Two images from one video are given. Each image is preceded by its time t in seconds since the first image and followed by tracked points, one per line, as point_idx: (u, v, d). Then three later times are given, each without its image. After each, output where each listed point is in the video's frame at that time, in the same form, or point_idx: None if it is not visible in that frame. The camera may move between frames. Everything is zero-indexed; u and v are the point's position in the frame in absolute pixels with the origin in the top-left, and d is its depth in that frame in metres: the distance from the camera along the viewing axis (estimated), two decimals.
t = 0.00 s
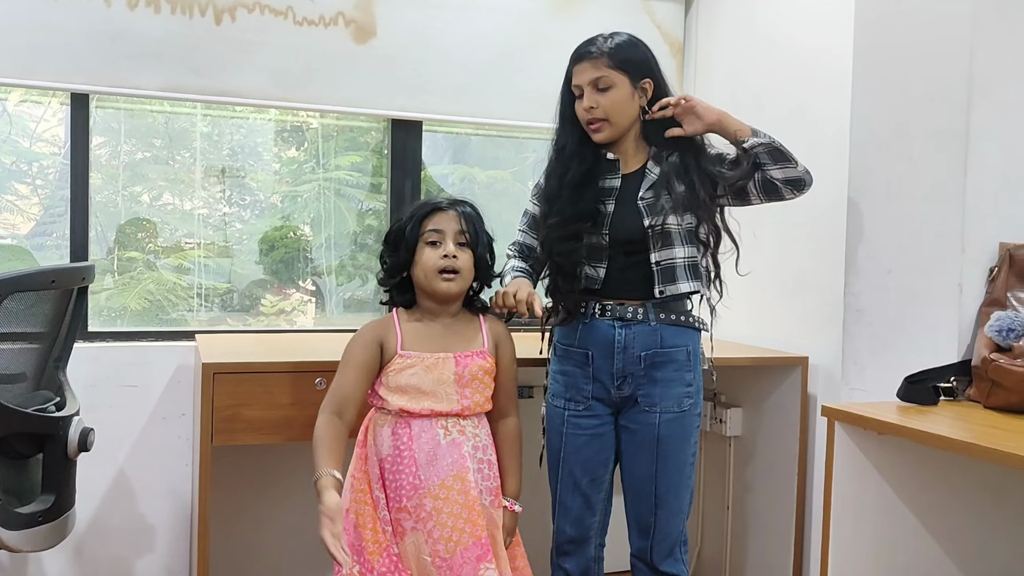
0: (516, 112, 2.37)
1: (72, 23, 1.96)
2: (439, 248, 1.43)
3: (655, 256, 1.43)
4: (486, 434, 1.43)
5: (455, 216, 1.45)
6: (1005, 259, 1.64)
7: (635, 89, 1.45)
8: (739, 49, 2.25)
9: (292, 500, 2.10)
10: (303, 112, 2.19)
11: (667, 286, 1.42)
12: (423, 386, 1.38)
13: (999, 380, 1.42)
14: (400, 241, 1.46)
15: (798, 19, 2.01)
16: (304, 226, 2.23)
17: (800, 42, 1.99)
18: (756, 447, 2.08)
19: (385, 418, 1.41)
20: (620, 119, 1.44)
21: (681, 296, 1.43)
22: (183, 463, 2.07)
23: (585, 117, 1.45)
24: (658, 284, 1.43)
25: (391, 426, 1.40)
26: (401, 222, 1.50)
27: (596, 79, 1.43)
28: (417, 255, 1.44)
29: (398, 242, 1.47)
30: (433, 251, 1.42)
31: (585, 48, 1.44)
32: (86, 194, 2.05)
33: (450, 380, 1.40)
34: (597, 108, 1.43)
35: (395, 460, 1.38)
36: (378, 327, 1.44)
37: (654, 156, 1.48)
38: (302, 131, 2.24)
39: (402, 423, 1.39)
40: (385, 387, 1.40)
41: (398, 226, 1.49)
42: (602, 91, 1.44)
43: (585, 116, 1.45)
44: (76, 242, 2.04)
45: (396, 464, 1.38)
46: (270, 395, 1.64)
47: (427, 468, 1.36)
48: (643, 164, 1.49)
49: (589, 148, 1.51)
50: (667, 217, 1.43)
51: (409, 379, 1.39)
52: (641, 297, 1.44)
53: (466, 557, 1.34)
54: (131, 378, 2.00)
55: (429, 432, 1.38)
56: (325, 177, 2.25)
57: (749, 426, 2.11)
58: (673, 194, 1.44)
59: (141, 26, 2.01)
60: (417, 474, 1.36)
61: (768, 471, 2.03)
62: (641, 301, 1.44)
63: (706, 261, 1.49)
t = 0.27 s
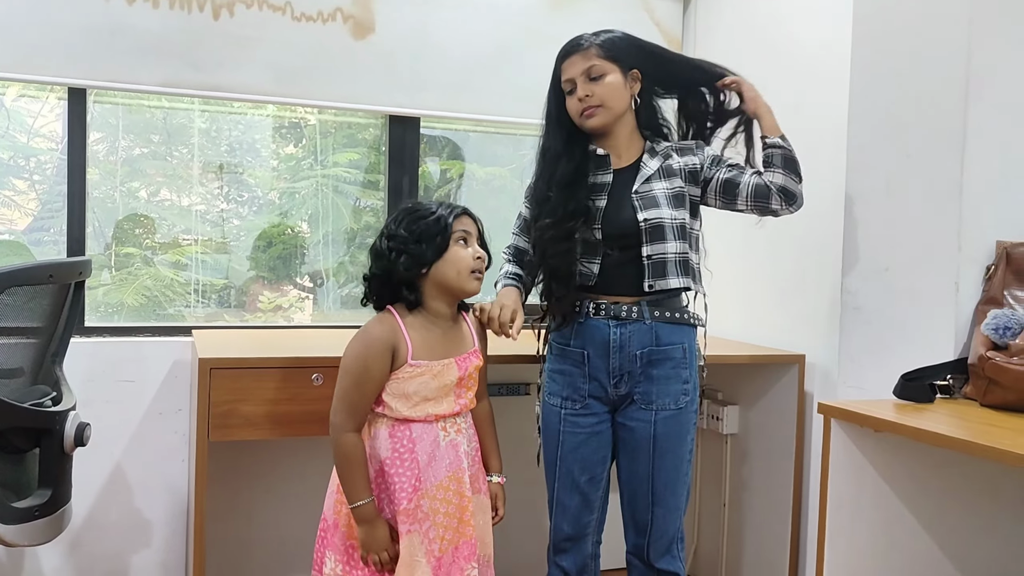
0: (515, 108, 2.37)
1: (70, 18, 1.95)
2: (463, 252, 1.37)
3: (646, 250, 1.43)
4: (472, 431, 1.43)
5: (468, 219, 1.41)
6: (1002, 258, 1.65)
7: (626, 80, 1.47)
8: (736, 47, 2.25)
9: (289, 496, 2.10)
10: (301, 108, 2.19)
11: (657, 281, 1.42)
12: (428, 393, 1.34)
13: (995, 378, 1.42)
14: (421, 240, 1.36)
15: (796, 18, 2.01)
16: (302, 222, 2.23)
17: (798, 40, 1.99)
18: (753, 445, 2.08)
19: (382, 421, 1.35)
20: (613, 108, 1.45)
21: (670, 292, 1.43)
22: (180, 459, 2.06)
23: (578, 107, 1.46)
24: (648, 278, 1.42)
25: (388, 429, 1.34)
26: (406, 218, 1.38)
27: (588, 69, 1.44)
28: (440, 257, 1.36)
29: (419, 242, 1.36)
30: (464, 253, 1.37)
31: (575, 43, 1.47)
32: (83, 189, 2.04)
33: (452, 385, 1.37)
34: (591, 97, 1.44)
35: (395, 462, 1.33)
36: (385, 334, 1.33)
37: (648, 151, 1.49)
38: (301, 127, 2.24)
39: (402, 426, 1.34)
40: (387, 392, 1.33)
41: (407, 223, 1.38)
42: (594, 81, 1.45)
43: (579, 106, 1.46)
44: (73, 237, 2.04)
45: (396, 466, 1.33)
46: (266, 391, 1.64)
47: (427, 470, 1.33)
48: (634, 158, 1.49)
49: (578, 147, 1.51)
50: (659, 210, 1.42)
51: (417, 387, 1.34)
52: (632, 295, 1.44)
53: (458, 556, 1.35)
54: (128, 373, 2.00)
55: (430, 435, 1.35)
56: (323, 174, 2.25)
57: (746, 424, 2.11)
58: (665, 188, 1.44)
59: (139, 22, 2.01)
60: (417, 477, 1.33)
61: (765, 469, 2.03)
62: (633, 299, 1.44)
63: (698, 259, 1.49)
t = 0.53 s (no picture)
0: (511, 105, 2.37)
1: (66, 13, 1.95)
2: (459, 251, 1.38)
3: (628, 252, 1.42)
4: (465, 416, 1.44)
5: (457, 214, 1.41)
6: (997, 255, 1.65)
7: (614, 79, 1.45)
8: (734, 43, 2.24)
9: (285, 492, 2.10)
10: (299, 104, 2.18)
11: (637, 284, 1.41)
12: (439, 382, 1.34)
13: (989, 375, 1.42)
14: (435, 234, 1.34)
15: (793, 15, 2.00)
16: (299, 218, 2.23)
17: (794, 37, 1.99)
18: (748, 442, 2.08)
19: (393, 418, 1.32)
20: (600, 108, 1.44)
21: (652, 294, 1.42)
22: (176, 455, 2.06)
23: (566, 107, 1.46)
24: (629, 281, 1.41)
25: (401, 426, 1.32)
26: (413, 213, 1.34)
27: (574, 69, 1.43)
28: (447, 253, 1.36)
29: (434, 238, 1.34)
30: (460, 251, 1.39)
31: (564, 42, 1.46)
32: (79, 185, 2.04)
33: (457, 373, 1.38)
34: (577, 98, 1.44)
35: (412, 457, 1.32)
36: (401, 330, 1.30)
37: (637, 150, 1.47)
38: (298, 124, 2.23)
39: (417, 420, 1.33)
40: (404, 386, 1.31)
41: (417, 217, 1.34)
42: (581, 81, 1.44)
43: (566, 107, 1.46)
44: (69, 233, 2.03)
45: (415, 462, 1.32)
46: (261, 388, 1.64)
47: (444, 461, 1.34)
48: (625, 157, 1.48)
49: (564, 151, 1.55)
50: (640, 213, 1.42)
51: (433, 377, 1.33)
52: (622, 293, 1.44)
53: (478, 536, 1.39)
54: (124, 369, 2.00)
55: (443, 425, 1.35)
56: (320, 171, 2.25)
57: (742, 421, 2.11)
58: (649, 189, 1.43)
59: (135, 17, 2.00)
60: (436, 468, 1.33)
61: (761, 466, 2.03)
62: (623, 297, 1.43)
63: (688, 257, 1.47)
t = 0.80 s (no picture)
0: (502, 100, 2.36)
1: (53, 7, 1.93)
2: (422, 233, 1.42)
3: (608, 246, 1.42)
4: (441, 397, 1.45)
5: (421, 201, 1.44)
6: (984, 251, 1.66)
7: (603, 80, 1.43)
8: (726, 38, 2.23)
9: (274, 488, 2.10)
10: (290, 100, 2.18)
11: (618, 277, 1.41)
12: (414, 353, 1.36)
13: (976, 370, 1.43)
14: (402, 217, 1.36)
15: (783, 10, 2.00)
16: (289, 214, 2.22)
17: (784, 32, 1.99)
18: (738, 437, 2.08)
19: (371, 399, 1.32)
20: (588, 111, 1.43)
21: (634, 287, 1.41)
22: (164, 451, 2.06)
23: (555, 108, 1.45)
24: (609, 275, 1.42)
25: (380, 407, 1.32)
26: (380, 195, 1.36)
27: (562, 71, 1.42)
28: (411, 237, 1.39)
29: (401, 221, 1.36)
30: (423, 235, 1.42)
31: (552, 40, 1.44)
32: (67, 180, 2.02)
33: (430, 346, 1.40)
34: (565, 100, 1.43)
35: (395, 438, 1.33)
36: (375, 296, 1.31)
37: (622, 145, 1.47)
38: (289, 120, 2.22)
39: (395, 398, 1.34)
40: (383, 357, 1.32)
41: (384, 199, 1.36)
42: (568, 82, 1.43)
43: (556, 108, 1.45)
44: (57, 229, 2.02)
45: (397, 442, 1.33)
46: (250, 384, 1.63)
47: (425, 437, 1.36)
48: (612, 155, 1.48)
49: (554, 144, 1.55)
50: (621, 206, 1.42)
51: (408, 347, 1.35)
52: (602, 289, 1.44)
53: (472, 508, 1.41)
54: (112, 366, 1.99)
55: (421, 402, 1.37)
56: (310, 167, 2.24)
57: (731, 417, 2.11)
58: (631, 182, 1.43)
59: (123, 12, 1.99)
60: (417, 445, 1.35)
61: (750, 461, 2.04)
62: (604, 293, 1.44)
63: (675, 251, 1.45)
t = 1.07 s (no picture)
0: (492, 96, 2.36)
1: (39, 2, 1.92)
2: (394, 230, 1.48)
3: (591, 240, 1.42)
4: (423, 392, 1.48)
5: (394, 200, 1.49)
6: (971, 246, 1.66)
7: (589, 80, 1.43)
8: (716, 34, 2.23)
9: (263, 485, 2.09)
10: (279, 96, 2.17)
11: (600, 270, 1.41)
12: (389, 332, 1.39)
13: (962, 366, 1.43)
14: (376, 216, 1.41)
15: (772, 7, 2.00)
16: (279, 211, 2.21)
17: (773, 28, 1.99)
18: (726, 433, 2.09)
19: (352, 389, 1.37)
20: (575, 113, 1.43)
21: (617, 281, 1.41)
22: (153, 449, 2.05)
23: (542, 109, 1.45)
24: (592, 268, 1.42)
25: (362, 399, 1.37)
26: (353, 194, 1.41)
27: (547, 74, 1.42)
28: (385, 235, 1.44)
29: (374, 219, 1.41)
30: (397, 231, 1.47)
31: (537, 41, 1.43)
32: (55, 177, 2.01)
33: (407, 331, 1.44)
34: (551, 103, 1.43)
35: (377, 433, 1.37)
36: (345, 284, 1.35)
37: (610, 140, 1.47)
38: (278, 116, 2.21)
39: (377, 391, 1.38)
40: (360, 342, 1.37)
41: (357, 198, 1.40)
42: (554, 85, 1.43)
43: (543, 111, 1.45)
44: (43, 226, 2.01)
45: (380, 437, 1.37)
46: (238, 381, 1.63)
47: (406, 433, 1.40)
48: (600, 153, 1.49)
49: (541, 139, 1.55)
50: (605, 200, 1.41)
51: (385, 329, 1.39)
52: (587, 285, 1.44)
53: (438, 512, 1.44)
54: (99, 363, 1.98)
55: (403, 395, 1.41)
56: (299, 163, 2.23)
57: (720, 413, 2.12)
58: (616, 177, 1.43)
59: (110, 7, 1.98)
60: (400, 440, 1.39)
61: (738, 457, 2.04)
62: (588, 289, 1.44)
63: (660, 247, 1.45)
